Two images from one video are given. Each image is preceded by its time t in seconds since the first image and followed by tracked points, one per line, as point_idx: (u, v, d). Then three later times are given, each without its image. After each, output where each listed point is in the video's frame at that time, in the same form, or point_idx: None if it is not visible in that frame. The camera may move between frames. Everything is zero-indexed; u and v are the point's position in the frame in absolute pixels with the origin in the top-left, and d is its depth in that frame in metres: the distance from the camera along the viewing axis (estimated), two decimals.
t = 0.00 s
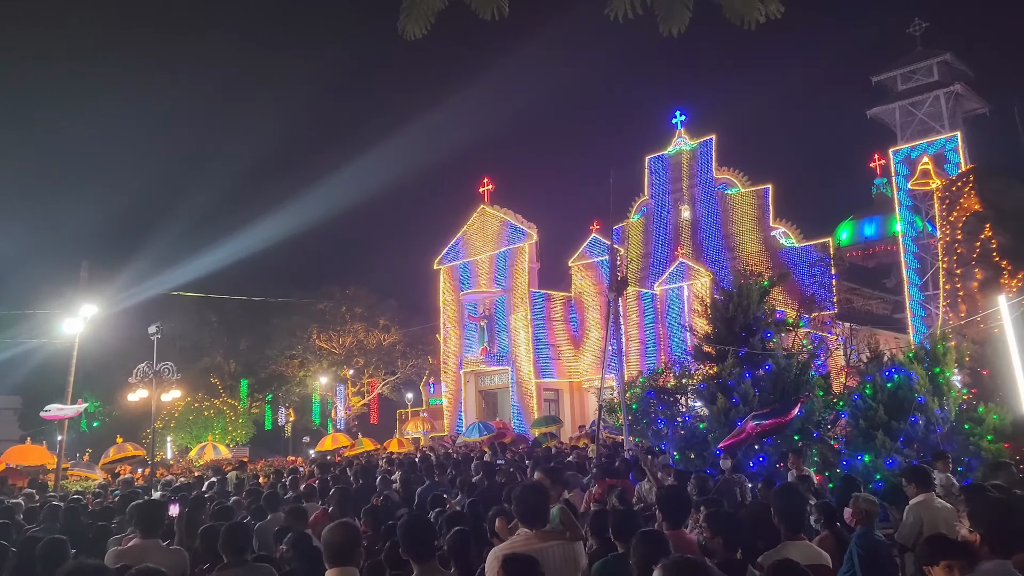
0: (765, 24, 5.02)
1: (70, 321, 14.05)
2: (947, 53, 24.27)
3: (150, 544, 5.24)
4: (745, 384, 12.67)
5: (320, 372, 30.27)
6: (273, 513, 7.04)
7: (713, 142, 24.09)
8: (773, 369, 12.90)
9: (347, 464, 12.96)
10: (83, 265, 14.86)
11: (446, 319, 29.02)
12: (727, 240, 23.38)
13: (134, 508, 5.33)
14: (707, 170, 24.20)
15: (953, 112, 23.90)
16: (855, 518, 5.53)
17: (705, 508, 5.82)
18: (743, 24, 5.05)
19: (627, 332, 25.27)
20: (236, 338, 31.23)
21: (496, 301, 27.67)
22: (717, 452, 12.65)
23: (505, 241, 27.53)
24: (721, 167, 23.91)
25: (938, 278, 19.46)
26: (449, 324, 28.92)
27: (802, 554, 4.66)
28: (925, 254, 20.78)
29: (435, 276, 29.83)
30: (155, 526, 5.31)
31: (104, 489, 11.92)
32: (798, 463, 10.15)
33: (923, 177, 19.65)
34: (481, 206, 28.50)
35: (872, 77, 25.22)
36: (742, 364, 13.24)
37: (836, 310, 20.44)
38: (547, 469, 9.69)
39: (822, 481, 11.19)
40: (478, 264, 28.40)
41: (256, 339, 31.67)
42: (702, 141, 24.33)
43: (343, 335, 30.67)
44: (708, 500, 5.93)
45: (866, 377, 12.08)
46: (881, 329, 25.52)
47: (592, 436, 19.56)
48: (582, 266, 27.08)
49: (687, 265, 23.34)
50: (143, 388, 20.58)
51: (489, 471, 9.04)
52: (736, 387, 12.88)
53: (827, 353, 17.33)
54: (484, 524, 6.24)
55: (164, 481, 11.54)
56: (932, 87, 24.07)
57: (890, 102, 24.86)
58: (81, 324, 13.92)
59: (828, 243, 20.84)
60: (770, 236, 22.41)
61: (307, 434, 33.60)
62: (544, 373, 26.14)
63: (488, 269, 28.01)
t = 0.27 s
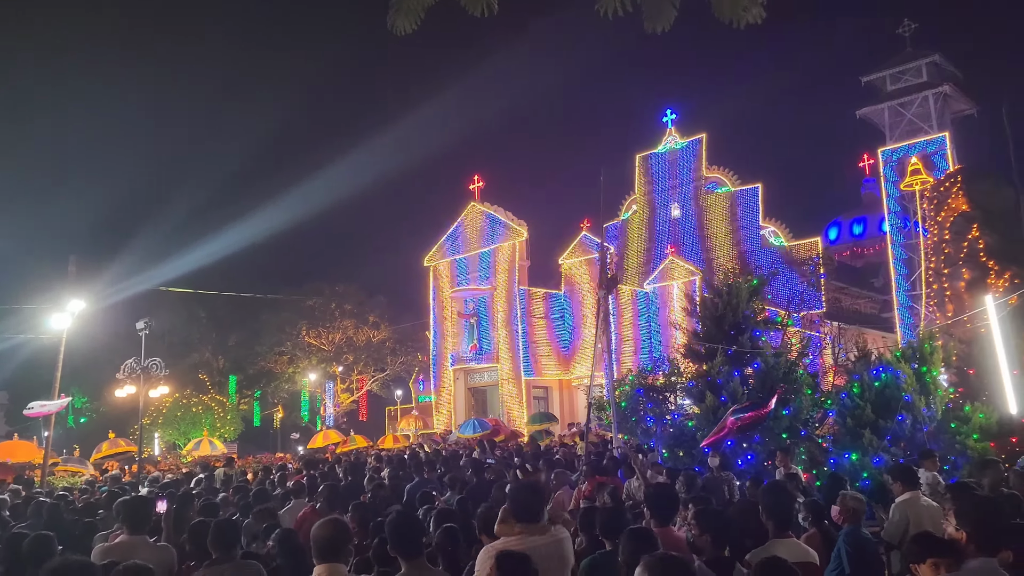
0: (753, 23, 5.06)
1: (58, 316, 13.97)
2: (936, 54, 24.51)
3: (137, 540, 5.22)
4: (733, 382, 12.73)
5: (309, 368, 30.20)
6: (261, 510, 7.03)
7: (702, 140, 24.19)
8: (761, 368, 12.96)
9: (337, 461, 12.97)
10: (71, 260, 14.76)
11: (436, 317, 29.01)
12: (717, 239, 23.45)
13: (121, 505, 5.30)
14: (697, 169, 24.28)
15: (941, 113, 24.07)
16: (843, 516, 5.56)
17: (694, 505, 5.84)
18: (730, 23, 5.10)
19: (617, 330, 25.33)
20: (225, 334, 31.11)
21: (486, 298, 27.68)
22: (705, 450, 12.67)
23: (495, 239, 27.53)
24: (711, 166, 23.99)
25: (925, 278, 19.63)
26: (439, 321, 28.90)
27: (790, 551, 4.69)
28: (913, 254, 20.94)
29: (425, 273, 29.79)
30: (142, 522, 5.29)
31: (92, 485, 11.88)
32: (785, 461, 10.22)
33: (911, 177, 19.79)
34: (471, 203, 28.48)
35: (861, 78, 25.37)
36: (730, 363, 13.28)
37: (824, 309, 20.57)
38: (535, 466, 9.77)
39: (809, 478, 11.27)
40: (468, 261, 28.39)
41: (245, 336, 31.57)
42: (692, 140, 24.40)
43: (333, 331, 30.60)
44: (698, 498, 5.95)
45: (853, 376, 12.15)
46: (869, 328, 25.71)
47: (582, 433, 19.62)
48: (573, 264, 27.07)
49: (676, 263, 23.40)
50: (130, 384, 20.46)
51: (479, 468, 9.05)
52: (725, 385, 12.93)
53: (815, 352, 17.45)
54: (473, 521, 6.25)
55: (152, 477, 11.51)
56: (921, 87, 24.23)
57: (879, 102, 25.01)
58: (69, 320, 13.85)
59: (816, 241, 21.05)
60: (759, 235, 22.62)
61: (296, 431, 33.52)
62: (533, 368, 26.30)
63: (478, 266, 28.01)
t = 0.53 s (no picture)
0: (741, 23, 5.07)
1: (44, 313, 13.85)
2: (924, 55, 24.69)
3: (124, 539, 5.20)
4: (720, 381, 12.79)
5: (297, 365, 30.13)
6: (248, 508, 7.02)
7: (691, 139, 24.26)
8: (749, 366, 13.01)
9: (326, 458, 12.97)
10: (57, 256, 14.63)
11: (425, 314, 29.01)
12: (706, 238, 23.52)
13: (107, 503, 5.28)
14: (687, 168, 24.35)
15: (929, 113, 24.26)
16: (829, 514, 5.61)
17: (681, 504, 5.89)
18: (718, 23, 5.11)
19: (606, 328, 25.39)
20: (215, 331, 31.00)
21: (475, 296, 27.69)
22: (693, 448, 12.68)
23: (485, 237, 27.53)
24: (700, 165, 24.07)
25: (911, 278, 19.81)
26: (428, 319, 28.91)
27: (776, 549, 4.73)
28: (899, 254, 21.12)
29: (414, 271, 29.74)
30: (128, 521, 5.27)
31: (78, 483, 11.80)
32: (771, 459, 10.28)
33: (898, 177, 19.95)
34: (461, 201, 28.45)
35: (850, 78, 25.53)
36: (719, 361, 13.34)
37: (812, 309, 20.71)
38: (524, 465, 9.80)
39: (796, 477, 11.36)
40: (458, 259, 28.37)
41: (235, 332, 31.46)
42: (682, 138, 24.47)
43: (322, 329, 30.55)
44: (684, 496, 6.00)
45: (840, 375, 12.23)
46: (856, 326, 25.93)
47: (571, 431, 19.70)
48: (562, 261, 27.06)
49: (665, 262, 23.48)
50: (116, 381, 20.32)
51: (467, 466, 9.06)
52: (713, 383, 12.99)
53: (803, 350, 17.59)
54: (461, 519, 6.27)
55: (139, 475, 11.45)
56: (909, 88, 24.41)
57: (867, 102, 25.18)
58: (54, 316, 13.72)
59: (804, 241, 21.15)
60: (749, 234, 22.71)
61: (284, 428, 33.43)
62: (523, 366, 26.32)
63: (468, 264, 28.00)
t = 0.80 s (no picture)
0: (732, 22, 5.10)
1: (30, 310, 13.74)
2: (911, 56, 24.89)
3: (110, 538, 5.18)
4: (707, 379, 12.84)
5: (286, 364, 30.06)
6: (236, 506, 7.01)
7: (681, 139, 24.33)
8: (737, 365, 13.07)
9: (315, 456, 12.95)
10: (44, 253, 14.50)
11: (415, 312, 29.00)
12: (695, 237, 23.60)
13: (93, 503, 5.26)
14: (676, 167, 24.42)
15: (916, 114, 24.45)
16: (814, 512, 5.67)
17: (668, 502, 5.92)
18: (709, 22, 5.15)
19: (596, 327, 25.45)
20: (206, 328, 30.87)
21: (465, 294, 27.70)
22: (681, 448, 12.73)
23: (475, 235, 27.52)
24: (689, 164, 24.14)
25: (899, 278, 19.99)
26: (418, 317, 28.90)
27: (762, 547, 4.77)
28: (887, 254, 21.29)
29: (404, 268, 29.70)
30: (115, 519, 5.25)
31: (65, 482, 11.74)
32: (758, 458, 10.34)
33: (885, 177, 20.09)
34: (451, 199, 28.42)
35: (838, 78, 25.68)
36: (708, 360, 13.41)
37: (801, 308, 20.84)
38: (513, 464, 9.80)
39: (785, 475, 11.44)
40: (448, 257, 28.37)
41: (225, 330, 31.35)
42: (671, 138, 24.53)
43: (311, 327, 30.46)
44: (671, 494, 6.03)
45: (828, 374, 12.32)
46: (843, 326, 26.13)
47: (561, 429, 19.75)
48: (552, 260, 27.05)
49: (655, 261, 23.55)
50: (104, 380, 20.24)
51: (456, 464, 9.07)
52: (702, 382, 13.05)
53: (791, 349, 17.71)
54: (450, 516, 6.30)
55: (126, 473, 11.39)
56: (896, 89, 24.59)
57: (855, 103, 25.34)
58: (41, 314, 13.60)
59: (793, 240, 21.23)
60: (738, 233, 22.69)
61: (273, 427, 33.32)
62: (513, 364, 26.37)
63: (457, 262, 27.98)
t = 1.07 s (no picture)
0: (726, 24, 5.15)
1: (21, 309, 13.66)
2: (903, 56, 25.02)
3: (101, 537, 5.17)
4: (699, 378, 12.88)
5: (279, 363, 30.03)
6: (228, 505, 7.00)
7: (674, 138, 24.37)
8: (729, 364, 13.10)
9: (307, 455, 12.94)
10: (35, 252, 14.43)
11: (408, 311, 28.99)
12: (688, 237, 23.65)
13: (83, 503, 5.25)
14: (669, 167, 24.47)
15: (907, 114, 24.58)
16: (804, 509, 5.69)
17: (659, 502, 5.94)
18: (703, 23, 5.17)
19: (588, 326, 25.50)
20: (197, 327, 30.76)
21: (458, 293, 27.69)
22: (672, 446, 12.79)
23: (468, 234, 27.50)
24: (682, 164, 24.21)
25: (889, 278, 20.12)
26: (410, 316, 28.88)
27: (752, 546, 4.80)
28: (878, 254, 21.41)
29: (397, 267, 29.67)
30: (106, 518, 5.24)
31: (55, 482, 11.69)
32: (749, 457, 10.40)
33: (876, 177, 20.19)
34: (444, 198, 28.39)
35: (830, 78, 25.80)
36: (699, 359, 13.46)
37: (792, 307, 20.93)
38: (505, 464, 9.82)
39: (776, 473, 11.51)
40: (441, 256, 28.35)
41: (217, 329, 31.30)
42: (664, 137, 24.56)
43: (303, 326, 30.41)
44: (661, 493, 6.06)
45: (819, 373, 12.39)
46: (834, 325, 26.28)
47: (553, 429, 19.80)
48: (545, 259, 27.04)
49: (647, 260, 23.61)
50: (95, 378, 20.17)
51: (448, 462, 9.08)
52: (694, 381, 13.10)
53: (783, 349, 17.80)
54: (442, 515, 6.32)
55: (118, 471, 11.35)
56: (888, 89, 24.72)
57: (847, 103, 25.45)
58: (32, 313, 13.52)
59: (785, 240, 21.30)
60: (730, 233, 22.76)
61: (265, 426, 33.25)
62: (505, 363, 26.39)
63: (450, 261, 27.96)
